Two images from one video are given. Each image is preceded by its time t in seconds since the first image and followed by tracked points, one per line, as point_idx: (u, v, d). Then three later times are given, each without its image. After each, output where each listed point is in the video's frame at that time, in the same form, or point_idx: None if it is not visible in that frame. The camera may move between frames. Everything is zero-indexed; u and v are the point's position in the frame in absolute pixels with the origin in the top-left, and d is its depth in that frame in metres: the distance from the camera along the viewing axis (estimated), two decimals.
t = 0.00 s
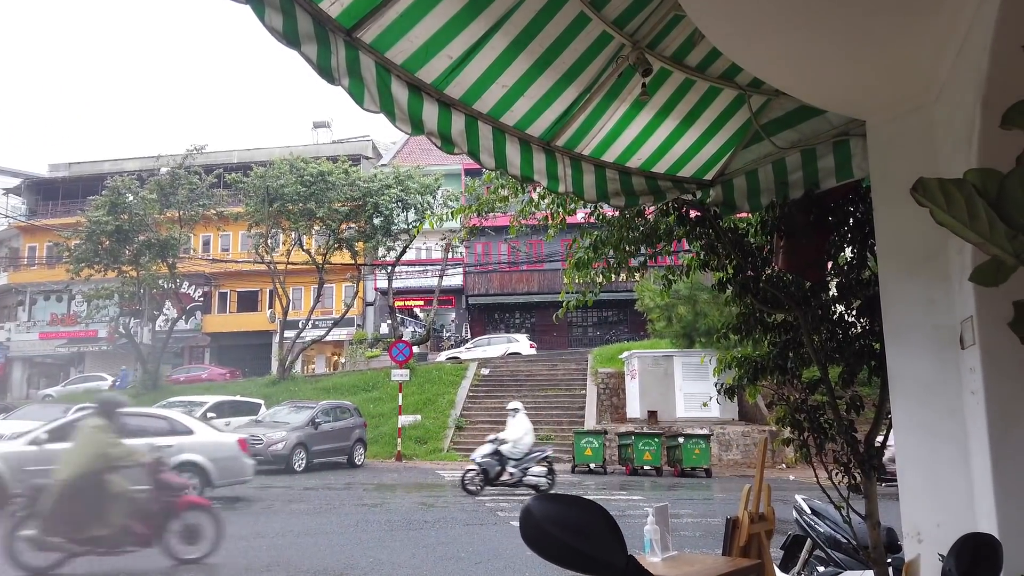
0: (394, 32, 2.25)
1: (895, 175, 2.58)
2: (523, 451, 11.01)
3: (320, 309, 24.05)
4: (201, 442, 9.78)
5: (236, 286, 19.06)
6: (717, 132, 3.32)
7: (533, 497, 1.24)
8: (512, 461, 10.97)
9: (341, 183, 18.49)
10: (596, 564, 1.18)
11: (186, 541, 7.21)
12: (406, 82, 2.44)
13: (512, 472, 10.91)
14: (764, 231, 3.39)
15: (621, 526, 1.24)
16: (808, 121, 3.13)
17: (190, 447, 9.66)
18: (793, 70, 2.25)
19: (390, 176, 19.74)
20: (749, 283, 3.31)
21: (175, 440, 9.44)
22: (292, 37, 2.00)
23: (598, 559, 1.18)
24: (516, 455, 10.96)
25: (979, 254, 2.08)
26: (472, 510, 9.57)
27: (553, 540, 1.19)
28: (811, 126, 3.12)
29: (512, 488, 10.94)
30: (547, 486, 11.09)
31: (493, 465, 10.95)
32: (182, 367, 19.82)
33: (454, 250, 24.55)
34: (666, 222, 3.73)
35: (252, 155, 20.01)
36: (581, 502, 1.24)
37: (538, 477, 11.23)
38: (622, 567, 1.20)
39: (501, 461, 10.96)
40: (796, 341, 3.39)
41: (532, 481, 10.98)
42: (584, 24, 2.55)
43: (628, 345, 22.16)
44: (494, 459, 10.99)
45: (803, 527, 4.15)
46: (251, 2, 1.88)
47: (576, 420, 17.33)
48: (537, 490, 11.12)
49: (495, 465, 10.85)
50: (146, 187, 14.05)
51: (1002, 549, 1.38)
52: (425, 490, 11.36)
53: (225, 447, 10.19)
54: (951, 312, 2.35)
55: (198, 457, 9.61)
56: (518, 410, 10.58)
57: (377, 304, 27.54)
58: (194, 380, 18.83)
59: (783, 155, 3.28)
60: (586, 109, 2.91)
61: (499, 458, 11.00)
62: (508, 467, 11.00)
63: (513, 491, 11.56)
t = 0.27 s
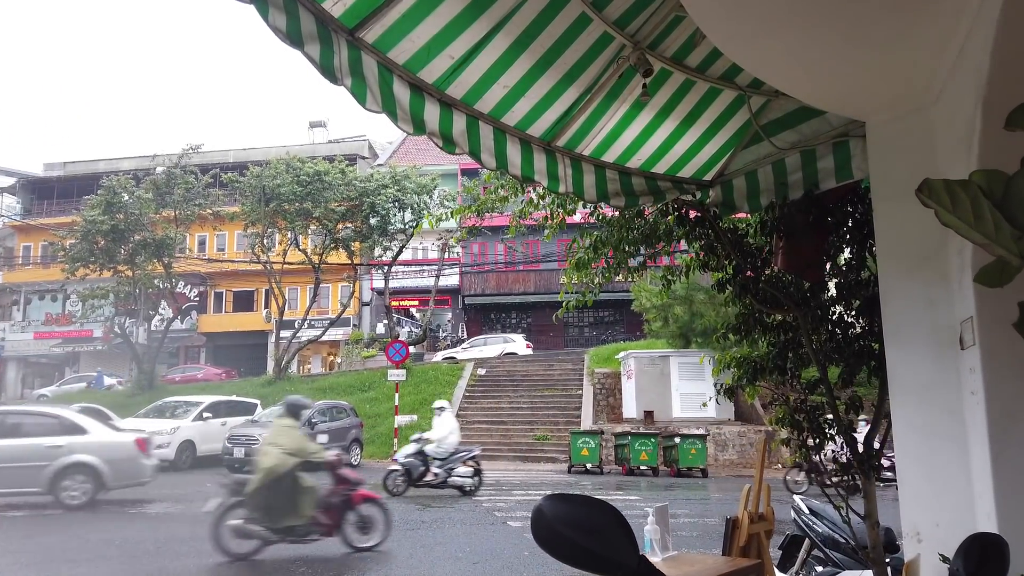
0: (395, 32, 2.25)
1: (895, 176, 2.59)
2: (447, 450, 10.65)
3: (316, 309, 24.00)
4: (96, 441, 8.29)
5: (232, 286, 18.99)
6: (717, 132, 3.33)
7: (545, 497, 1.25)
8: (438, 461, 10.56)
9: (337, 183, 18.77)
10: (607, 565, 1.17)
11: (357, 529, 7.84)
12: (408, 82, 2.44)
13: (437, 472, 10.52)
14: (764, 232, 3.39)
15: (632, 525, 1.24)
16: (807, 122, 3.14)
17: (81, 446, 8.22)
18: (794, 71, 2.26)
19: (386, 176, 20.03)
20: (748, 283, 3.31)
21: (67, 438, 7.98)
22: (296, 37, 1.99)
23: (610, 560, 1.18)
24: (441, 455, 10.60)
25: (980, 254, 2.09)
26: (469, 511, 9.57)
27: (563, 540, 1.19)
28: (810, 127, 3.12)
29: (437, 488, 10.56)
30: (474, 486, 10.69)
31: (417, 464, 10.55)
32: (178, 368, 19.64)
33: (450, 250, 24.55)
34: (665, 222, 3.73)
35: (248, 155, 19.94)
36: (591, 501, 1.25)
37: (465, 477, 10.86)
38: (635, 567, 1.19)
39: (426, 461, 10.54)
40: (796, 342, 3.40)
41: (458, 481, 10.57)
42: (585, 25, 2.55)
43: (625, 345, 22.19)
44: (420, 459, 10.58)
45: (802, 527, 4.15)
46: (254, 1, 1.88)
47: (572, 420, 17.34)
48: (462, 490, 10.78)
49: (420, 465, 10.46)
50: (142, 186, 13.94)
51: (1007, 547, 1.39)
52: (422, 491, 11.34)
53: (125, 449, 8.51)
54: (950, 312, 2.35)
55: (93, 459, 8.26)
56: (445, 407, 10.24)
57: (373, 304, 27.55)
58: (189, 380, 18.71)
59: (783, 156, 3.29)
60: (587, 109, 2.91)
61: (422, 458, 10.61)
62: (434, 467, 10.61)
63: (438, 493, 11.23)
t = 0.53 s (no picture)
0: (399, 31, 2.25)
1: (898, 176, 2.58)
2: (371, 450, 10.01)
3: (315, 309, 23.96)
4: None
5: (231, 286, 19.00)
6: (719, 132, 3.32)
7: (554, 497, 1.25)
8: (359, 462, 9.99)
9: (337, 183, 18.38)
10: (616, 565, 1.17)
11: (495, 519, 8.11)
12: (410, 81, 2.44)
13: (358, 472, 9.93)
14: (766, 232, 3.39)
15: (640, 526, 1.24)
16: (809, 122, 3.14)
17: None
18: (797, 71, 2.25)
19: (387, 175, 19.33)
20: (750, 283, 3.31)
21: None
22: (300, 37, 1.99)
23: (619, 560, 1.18)
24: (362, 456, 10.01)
25: (983, 254, 2.09)
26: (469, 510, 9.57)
27: (572, 540, 1.19)
28: (812, 127, 3.12)
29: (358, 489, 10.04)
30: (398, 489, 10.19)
31: (337, 465, 10.05)
32: (177, 368, 19.66)
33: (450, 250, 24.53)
34: (667, 223, 3.73)
35: (247, 155, 19.90)
36: (600, 501, 1.25)
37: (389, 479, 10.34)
38: (643, 567, 1.20)
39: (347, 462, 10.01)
40: (797, 342, 3.40)
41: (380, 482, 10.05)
42: (588, 25, 2.55)
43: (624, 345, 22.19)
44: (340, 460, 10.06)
45: (803, 527, 4.15)
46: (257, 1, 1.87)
47: (571, 420, 17.34)
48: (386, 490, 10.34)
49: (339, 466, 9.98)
50: (142, 186, 13.87)
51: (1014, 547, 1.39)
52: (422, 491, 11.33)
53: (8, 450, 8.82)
54: (953, 312, 2.35)
55: None
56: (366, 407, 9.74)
57: (373, 304, 27.55)
58: (187, 380, 18.68)
59: (784, 156, 3.29)
60: (588, 109, 2.91)
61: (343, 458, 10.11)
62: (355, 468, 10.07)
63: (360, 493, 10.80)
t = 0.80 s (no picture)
0: (400, 31, 2.25)
1: (898, 176, 2.58)
2: (289, 451, 9.81)
3: (315, 309, 23.98)
4: None
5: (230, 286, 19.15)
6: (719, 132, 3.32)
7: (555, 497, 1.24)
8: (277, 462, 9.71)
9: (337, 184, 18.02)
10: (616, 564, 1.17)
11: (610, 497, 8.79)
12: (411, 81, 2.43)
13: (275, 474, 9.68)
14: (766, 232, 3.39)
15: (642, 527, 1.23)
16: (809, 122, 3.14)
17: None
18: (797, 70, 2.25)
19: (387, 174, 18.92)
20: (750, 283, 3.30)
21: None
22: (300, 37, 1.98)
23: (620, 560, 1.18)
24: (280, 455, 9.73)
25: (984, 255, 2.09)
26: (469, 510, 9.58)
27: (574, 541, 1.18)
28: (812, 127, 3.12)
29: (273, 491, 9.79)
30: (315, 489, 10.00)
31: (252, 465, 9.70)
32: (177, 367, 19.76)
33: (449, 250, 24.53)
34: (667, 223, 3.73)
35: (247, 154, 19.88)
36: (601, 502, 1.24)
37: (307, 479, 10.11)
38: (644, 568, 1.19)
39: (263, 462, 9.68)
40: (797, 343, 3.40)
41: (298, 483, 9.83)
42: (588, 25, 2.55)
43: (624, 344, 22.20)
44: (256, 460, 9.71)
45: (803, 527, 4.15)
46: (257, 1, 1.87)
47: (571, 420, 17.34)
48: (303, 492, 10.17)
49: (255, 467, 9.63)
50: (141, 186, 13.83)
51: (1016, 547, 1.39)
52: (422, 491, 11.33)
53: None
54: (953, 312, 2.35)
55: None
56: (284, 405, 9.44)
57: (372, 304, 27.56)
58: (187, 379, 18.68)
59: (784, 156, 3.28)
60: (588, 109, 2.91)
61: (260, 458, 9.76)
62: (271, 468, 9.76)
63: (277, 495, 10.60)
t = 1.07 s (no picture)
0: (398, 31, 2.25)
1: (896, 176, 2.58)
2: (198, 451, 9.46)
3: (314, 309, 23.98)
4: None
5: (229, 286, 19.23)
6: (717, 133, 3.33)
7: (550, 498, 1.24)
8: (187, 464, 9.31)
9: (336, 184, 18.12)
10: (612, 565, 1.17)
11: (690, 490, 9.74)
12: (408, 81, 2.43)
13: (183, 476, 9.37)
14: (764, 232, 3.39)
15: (638, 529, 1.23)
16: (808, 122, 3.14)
17: None
18: (795, 71, 2.25)
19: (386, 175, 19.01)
20: (748, 283, 3.30)
21: None
22: (297, 37, 1.99)
23: (614, 560, 1.17)
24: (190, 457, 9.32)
25: (981, 255, 2.09)
26: (468, 510, 9.59)
27: (570, 542, 1.18)
28: (810, 126, 3.12)
29: (180, 493, 9.42)
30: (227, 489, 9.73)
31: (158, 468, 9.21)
32: (176, 368, 19.77)
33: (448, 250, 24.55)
34: (665, 223, 3.73)
35: (247, 155, 19.88)
36: (596, 504, 1.24)
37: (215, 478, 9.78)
38: (639, 570, 1.19)
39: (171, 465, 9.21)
40: (796, 342, 3.40)
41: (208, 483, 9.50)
42: (585, 25, 2.55)
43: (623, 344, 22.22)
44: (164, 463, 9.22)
45: (801, 527, 4.15)
46: (255, 1, 1.87)
47: (570, 420, 17.36)
48: (213, 494, 9.87)
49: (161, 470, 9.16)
50: (140, 186, 13.81)
51: (1011, 547, 1.39)
52: (421, 491, 11.33)
53: None
54: (950, 312, 2.35)
55: None
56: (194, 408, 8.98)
57: (372, 304, 27.57)
58: (186, 380, 18.66)
59: (783, 156, 3.29)
60: (587, 109, 2.91)
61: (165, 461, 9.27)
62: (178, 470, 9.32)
63: (186, 499, 10.21)
